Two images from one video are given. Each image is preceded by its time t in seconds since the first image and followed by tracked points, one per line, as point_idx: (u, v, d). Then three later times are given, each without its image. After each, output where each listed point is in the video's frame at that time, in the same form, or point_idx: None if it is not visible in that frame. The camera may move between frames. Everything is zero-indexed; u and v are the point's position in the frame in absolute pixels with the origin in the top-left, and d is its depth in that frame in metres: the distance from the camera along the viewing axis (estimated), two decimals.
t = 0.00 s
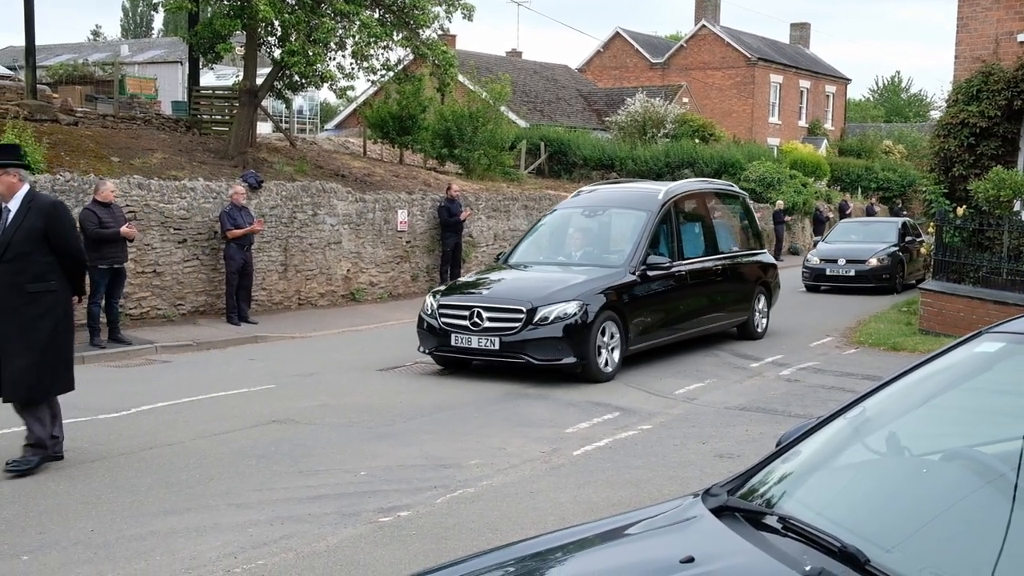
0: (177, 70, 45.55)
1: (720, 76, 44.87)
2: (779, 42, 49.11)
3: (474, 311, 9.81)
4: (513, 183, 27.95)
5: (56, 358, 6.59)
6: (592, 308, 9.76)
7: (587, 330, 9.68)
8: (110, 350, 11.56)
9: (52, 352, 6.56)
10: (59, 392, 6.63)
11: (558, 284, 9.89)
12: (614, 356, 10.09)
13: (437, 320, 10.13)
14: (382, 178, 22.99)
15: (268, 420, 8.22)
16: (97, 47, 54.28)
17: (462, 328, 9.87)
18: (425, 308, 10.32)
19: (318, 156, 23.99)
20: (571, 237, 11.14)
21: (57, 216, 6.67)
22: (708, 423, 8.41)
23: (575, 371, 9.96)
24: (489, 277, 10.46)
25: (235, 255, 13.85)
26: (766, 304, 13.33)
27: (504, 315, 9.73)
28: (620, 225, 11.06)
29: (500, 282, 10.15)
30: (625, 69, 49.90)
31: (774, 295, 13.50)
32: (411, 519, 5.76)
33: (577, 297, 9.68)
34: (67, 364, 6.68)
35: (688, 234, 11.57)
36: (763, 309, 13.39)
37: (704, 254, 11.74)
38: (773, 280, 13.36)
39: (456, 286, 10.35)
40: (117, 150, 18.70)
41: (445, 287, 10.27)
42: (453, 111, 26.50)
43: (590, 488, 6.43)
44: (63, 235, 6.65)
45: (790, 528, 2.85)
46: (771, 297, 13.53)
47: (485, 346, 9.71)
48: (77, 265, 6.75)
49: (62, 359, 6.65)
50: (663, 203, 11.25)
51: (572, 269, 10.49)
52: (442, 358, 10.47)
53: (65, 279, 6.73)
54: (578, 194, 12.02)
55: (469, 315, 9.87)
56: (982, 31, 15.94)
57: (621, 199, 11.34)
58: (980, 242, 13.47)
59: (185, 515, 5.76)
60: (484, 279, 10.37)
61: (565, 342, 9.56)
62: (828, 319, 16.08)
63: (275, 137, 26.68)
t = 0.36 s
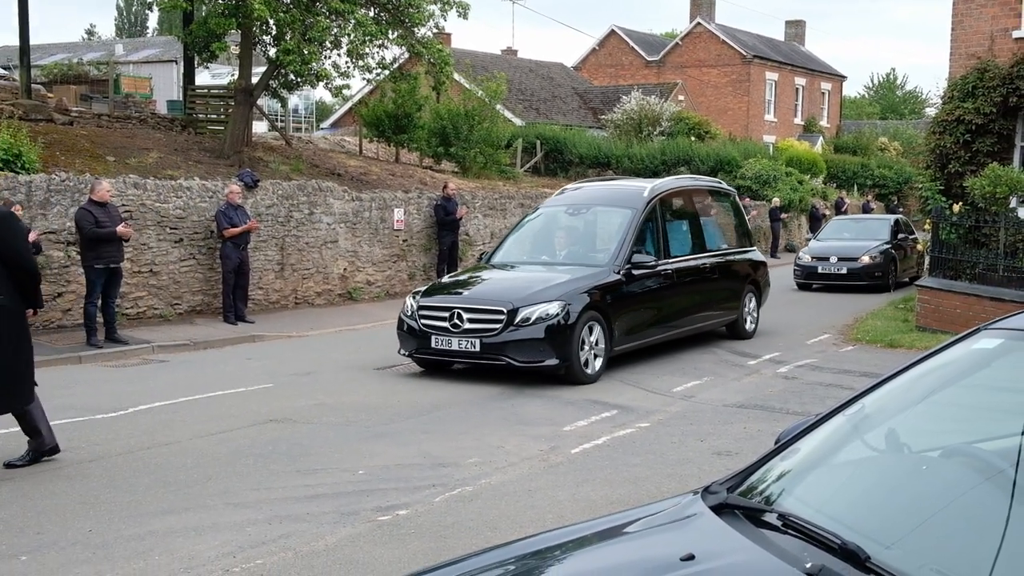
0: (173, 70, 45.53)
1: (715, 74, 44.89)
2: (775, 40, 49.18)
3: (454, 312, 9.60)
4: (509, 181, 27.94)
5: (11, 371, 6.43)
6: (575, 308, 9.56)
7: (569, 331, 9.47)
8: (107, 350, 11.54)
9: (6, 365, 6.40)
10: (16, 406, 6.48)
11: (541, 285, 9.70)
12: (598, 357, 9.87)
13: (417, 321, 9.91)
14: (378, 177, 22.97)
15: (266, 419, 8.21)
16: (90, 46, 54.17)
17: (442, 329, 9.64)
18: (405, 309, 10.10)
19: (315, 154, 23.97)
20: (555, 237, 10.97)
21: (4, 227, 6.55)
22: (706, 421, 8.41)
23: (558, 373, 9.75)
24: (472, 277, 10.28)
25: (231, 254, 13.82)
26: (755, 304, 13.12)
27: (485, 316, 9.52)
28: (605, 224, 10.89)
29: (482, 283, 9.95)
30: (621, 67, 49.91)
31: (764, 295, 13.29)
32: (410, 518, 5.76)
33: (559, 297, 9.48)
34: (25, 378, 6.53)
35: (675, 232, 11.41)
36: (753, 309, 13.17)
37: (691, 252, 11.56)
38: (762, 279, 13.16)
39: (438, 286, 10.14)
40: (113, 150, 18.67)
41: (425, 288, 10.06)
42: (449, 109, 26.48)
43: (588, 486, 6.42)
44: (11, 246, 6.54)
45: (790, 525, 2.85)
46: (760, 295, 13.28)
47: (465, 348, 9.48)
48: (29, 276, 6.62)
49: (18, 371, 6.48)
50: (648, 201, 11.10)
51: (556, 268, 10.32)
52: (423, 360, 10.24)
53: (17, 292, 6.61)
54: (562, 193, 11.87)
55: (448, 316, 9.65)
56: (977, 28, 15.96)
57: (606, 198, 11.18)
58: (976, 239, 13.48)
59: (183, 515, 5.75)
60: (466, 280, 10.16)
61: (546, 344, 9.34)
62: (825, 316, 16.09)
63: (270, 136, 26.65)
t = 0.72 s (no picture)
0: (172, 68, 45.54)
1: (715, 70, 44.86)
2: (774, 36, 49.15)
3: (436, 311, 9.39)
4: (509, 179, 27.92)
5: None
6: (560, 308, 9.36)
7: (554, 331, 9.26)
8: (107, 348, 11.54)
9: None
10: None
11: (526, 283, 9.49)
12: (584, 357, 9.68)
13: (399, 321, 9.69)
14: (378, 174, 22.97)
15: (267, 417, 8.22)
16: (89, 44, 54.10)
17: (424, 330, 9.44)
18: (387, 309, 9.89)
19: (314, 152, 23.97)
20: (542, 234, 10.76)
21: None
22: (707, 417, 8.41)
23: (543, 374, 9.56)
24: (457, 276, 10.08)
25: (231, 252, 13.82)
26: (747, 301, 12.89)
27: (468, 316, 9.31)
28: (592, 221, 10.68)
29: (466, 282, 9.74)
30: (620, 64, 49.84)
31: (756, 292, 13.06)
32: (411, 515, 5.76)
33: (543, 296, 9.28)
34: None
35: (665, 229, 11.23)
36: (744, 306, 12.94)
37: (682, 250, 11.37)
38: (755, 276, 12.91)
39: (420, 286, 9.93)
40: (113, 148, 18.66)
41: (408, 287, 9.85)
42: (449, 107, 26.47)
43: (589, 483, 6.42)
44: None
45: (792, 521, 2.85)
46: (753, 294, 13.07)
47: (447, 349, 9.28)
48: None
49: None
50: (637, 197, 10.89)
51: (543, 266, 10.11)
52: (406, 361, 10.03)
53: None
54: (550, 189, 11.67)
55: (430, 316, 9.45)
56: (977, 23, 16.04)
57: (594, 195, 10.97)
58: (976, 234, 13.47)
59: (184, 513, 5.76)
60: (450, 279, 9.95)
61: (530, 344, 9.14)
62: (825, 312, 16.08)
63: (270, 134, 26.64)
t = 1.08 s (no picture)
0: (167, 67, 45.50)
1: (711, 67, 44.89)
2: (770, 33, 49.20)
3: (415, 311, 9.15)
4: (505, 176, 27.91)
5: None
6: (542, 308, 9.15)
7: (535, 333, 9.06)
8: (103, 348, 11.52)
9: None
10: None
11: (507, 283, 9.27)
12: (566, 360, 9.47)
13: (377, 321, 9.46)
14: (374, 172, 22.98)
15: (264, 416, 8.21)
16: (84, 43, 54.03)
17: (402, 330, 9.20)
18: (365, 308, 9.65)
19: (310, 151, 23.96)
20: (526, 231, 10.56)
21: None
22: (704, 414, 8.42)
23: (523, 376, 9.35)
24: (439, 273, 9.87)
25: (226, 251, 13.82)
26: (737, 301, 12.66)
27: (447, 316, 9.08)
28: (577, 218, 10.47)
29: (446, 281, 9.52)
30: (616, 61, 49.85)
31: (747, 291, 12.82)
32: (409, 514, 5.76)
33: (524, 296, 9.07)
34: None
35: (652, 226, 11.05)
36: (734, 306, 12.70)
37: (669, 248, 11.17)
38: (745, 276, 12.68)
39: (400, 284, 9.70)
40: (108, 147, 18.64)
41: (387, 285, 9.61)
42: (445, 105, 26.46)
43: (587, 481, 6.43)
44: None
45: (789, 518, 2.85)
46: (743, 293, 12.80)
47: (426, 350, 9.04)
48: None
49: None
50: (623, 194, 10.69)
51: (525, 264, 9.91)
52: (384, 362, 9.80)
53: None
54: (535, 186, 11.48)
55: (409, 316, 9.21)
56: (972, 20, 15.94)
57: (580, 192, 10.78)
58: (972, 230, 13.48)
59: (182, 512, 5.75)
60: (430, 278, 9.71)
61: (510, 346, 8.93)
62: (821, 309, 16.08)
63: (266, 132, 26.61)
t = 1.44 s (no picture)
0: (177, 66, 45.62)
1: (719, 66, 44.82)
2: (779, 32, 49.11)
3: (406, 312, 8.97)
4: (513, 175, 27.90)
5: None
6: (536, 309, 8.97)
7: (529, 334, 8.89)
8: (113, 347, 11.56)
9: None
10: None
11: (500, 283, 9.09)
12: (560, 362, 9.31)
13: (369, 322, 9.29)
14: (383, 172, 23.01)
15: (273, 415, 8.22)
16: (93, 43, 54.16)
17: (393, 331, 9.02)
18: (356, 309, 9.48)
19: (319, 150, 23.99)
20: (522, 232, 10.40)
21: None
22: (714, 413, 8.41)
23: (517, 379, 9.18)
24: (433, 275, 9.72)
25: (236, 250, 13.85)
26: (739, 301, 12.47)
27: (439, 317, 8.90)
28: (574, 218, 10.29)
29: (439, 282, 9.35)
30: (624, 60, 49.78)
31: (749, 291, 12.62)
32: (418, 512, 5.76)
33: (517, 296, 8.89)
34: None
35: (652, 226, 10.87)
36: (736, 306, 12.52)
37: (669, 248, 10.99)
38: (747, 275, 12.50)
39: (392, 285, 9.53)
40: (118, 147, 18.70)
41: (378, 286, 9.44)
42: (453, 104, 26.49)
43: (596, 479, 6.42)
44: None
45: (799, 518, 2.84)
46: (744, 293, 12.59)
47: (417, 352, 8.86)
48: None
49: None
50: (621, 193, 10.51)
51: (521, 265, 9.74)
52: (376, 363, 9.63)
53: None
54: (533, 185, 11.30)
55: (400, 317, 9.03)
56: (982, 17, 15.91)
57: (577, 191, 10.59)
58: (982, 228, 13.43)
59: (193, 511, 5.77)
60: (423, 279, 9.54)
61: (503, 347, 8.76)
62: (831, 308, 16.03)
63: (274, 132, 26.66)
